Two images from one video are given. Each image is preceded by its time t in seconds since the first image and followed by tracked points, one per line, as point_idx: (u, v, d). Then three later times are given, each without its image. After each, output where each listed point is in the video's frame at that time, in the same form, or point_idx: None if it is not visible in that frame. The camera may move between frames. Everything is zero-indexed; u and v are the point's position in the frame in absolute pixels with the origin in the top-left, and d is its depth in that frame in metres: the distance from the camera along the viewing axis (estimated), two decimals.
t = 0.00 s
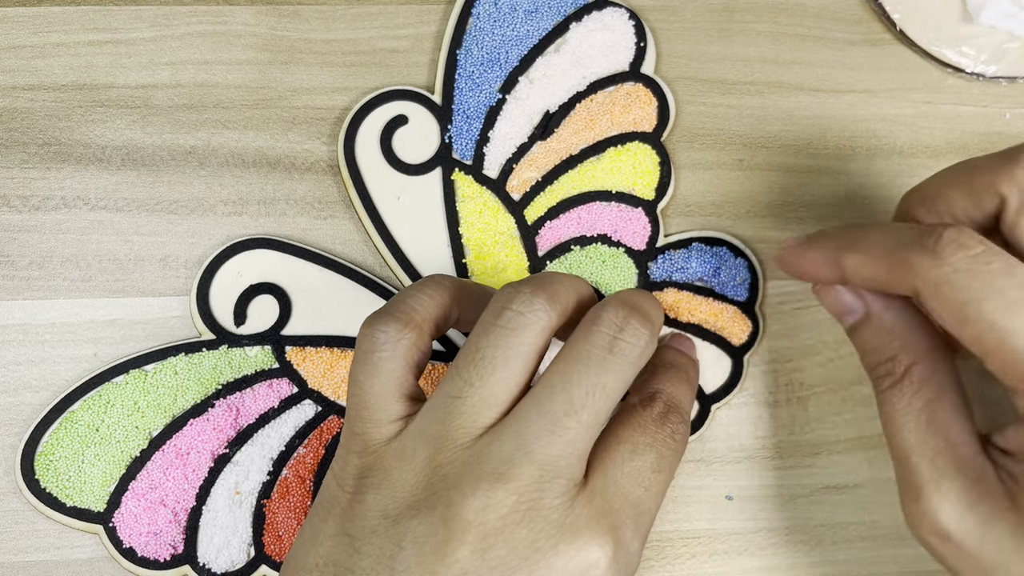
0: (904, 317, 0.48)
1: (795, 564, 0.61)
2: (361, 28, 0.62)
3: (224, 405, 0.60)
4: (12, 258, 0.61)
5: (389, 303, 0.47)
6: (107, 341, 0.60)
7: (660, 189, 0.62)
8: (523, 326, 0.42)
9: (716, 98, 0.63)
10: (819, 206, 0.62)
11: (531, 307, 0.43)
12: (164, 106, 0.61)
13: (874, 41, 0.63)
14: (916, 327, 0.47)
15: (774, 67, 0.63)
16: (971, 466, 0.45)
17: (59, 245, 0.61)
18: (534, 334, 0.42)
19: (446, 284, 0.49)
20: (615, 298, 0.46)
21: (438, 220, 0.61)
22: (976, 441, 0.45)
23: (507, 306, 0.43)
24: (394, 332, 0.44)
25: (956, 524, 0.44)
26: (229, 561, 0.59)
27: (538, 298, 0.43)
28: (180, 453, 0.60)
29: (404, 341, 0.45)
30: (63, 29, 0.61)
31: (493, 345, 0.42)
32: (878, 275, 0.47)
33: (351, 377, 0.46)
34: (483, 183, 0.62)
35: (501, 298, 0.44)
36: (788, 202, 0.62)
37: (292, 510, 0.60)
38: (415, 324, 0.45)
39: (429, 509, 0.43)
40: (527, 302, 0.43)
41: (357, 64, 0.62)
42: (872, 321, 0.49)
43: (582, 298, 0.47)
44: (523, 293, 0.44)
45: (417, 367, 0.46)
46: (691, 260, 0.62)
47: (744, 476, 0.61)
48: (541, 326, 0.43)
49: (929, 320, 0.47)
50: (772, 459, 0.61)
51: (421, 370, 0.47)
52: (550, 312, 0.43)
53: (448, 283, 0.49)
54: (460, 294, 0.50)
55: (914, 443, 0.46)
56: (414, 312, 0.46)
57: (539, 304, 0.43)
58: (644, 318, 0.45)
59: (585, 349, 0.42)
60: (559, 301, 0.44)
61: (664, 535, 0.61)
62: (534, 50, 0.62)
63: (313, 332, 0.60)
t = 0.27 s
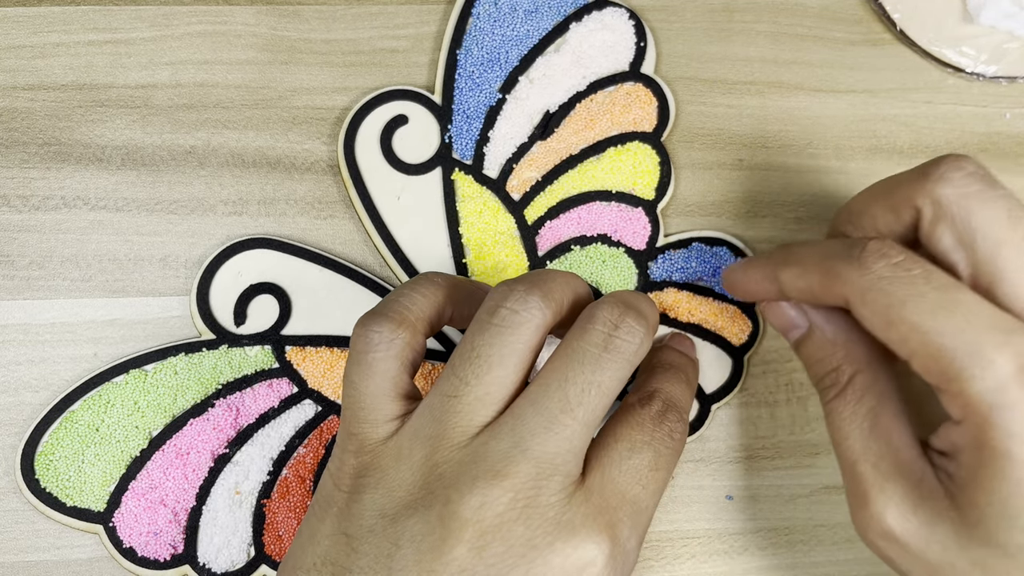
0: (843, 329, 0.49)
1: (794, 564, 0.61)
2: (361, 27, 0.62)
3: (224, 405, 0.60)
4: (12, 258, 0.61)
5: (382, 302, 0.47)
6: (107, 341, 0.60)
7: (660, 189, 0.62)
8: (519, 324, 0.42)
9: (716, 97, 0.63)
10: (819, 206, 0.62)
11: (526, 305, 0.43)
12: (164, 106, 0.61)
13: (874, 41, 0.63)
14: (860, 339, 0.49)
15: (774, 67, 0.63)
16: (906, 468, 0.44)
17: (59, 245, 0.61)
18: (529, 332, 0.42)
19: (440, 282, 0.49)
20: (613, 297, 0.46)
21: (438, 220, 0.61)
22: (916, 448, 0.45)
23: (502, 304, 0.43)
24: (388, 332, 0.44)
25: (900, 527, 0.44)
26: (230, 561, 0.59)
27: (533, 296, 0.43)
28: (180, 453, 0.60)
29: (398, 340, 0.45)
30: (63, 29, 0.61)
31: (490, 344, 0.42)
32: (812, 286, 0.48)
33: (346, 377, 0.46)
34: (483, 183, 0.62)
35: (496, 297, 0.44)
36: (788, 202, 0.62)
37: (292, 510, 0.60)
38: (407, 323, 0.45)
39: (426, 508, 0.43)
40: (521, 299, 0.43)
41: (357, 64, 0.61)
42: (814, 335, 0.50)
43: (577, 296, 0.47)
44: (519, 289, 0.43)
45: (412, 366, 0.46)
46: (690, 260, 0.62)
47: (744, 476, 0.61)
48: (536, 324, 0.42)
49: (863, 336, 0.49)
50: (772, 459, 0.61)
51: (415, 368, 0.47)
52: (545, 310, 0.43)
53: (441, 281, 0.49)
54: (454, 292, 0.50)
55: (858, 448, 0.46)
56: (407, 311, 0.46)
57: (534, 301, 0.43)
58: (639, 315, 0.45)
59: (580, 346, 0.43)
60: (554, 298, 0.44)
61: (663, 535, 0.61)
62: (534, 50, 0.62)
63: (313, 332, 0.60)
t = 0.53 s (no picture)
0: (838, 307, 0.50)
1: (794, 564, 0.61)
2: (361, 27, 0.62)
3: (224, 405, 0.60)
4: (12, 258, 0.61)
5: (375, 302, 0.47)
6: (107, 341, 0.60)
7: (660, 189, 0.62)
8: (515, 323, 0.42)
9: (716, 98, 0.63)
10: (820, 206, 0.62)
11: (522, 304, 0.43)
12: (164, 106, 0.61)
13: (874, 41, 0.63)
14: (852, 316, 0.49)
15: (774, 67, 0.63)
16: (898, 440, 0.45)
17: (59, 245, 0.61)
18: (525, 331, 0.42)
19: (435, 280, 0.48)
20: (612, 297, 0.46)
21: (438, 220, 0.61)
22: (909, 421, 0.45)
23: (499, 304, 0.43)
24: (381, 332, 0.44)
25: (895, 500, 0.44)
26: (230, 561, 0.59)
27: (530, 295, 0.43)
28: (181, 453, 0.60)
29: (393, 340, 0.45)
30: (63, 29, 0.61)
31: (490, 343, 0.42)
32: (802, 266, 0.48)
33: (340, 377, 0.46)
34: (483, 183, 0.62)
35: (492, 296, 0.44)
36: (788, 202, 0.62)
37: (292, 510, 0.60)
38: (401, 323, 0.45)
39: (423, 505, 0.43)
40: (518, 299, 0.43)
41: (357, 64, 0.61)
42: (809, 314, 0.51)
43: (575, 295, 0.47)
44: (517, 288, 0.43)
45: (406, 365, 0.46)
46: (690, 260, 0.62)
47: (744, 476, 0.61)
48: (532, 323, 0.42)
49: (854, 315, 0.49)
50: (772, 459, 0.61)
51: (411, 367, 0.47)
52: (541, 310, 0.43)
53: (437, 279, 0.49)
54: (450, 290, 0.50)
55: (853, 423, 0.47)
56: (401, 311, 0.46)
57: (531, 300, 0.43)
58: (635, 315, 0.45)
59: (577, 345, 0.43)
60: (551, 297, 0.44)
61: (663, 535, 0.61)
62: (534, 50, 0.62)
63: (313, 332, 0.60)
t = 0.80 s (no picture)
0: (840, 369, 0.53)
1: (795, 564, 0.61)
2: (361, 28, 0.62)
3: (224, 405, 0.60)
4: (12, 258, 0.60)
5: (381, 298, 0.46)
6: (107, 341, 0.60)
7: (660, 189, 0.62)
8: (529, 327, 0.42)
9: (716, 98, 0.63)
10: (820, 206, 0.63)
11: (538, 308, 0.43)
12: (164, 106, 0.61)
13: (874, 41, 0.63)
14: (854, 379, 0.52)
15: (774, 67, 0.63)
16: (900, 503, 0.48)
17: (59, 245, 0.61)
18: (540, 334, 0.42)
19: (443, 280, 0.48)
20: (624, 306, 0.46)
21: (438, 220, 0.61)
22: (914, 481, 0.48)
23: (515, 306, 0.43)
24: (387, 330, 0.44)
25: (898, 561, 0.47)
26: (230, 561, 0.59)
27: (546, 299, 0.43)
28: (181, 453, 0.60)
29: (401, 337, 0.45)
30: (63, 29, 0.61)
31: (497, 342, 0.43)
32: (806, 329, 0.51)
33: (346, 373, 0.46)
34: (483, 183, 0.62)
35: (507, 298, 0.44)
36: (788, 202, 0.62)
37: (292, 510, 0.60)
38: (408, 320, 0.45)
39: (426, 502, 0.43)
40: (534, 303, 0.43)
41: (357, 64, 0.62)
42: (813, 374, 0.54)
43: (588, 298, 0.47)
44: (536, 291, 0.44)
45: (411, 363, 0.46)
46: (691, 260, 0.62)
47: (744, 476, 0.61)
48: (547, 327, 0.43)
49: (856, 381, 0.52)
50: (773, 459, 0.61)
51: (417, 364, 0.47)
52: (557, 314, 0.43)
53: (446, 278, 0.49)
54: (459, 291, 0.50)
55: (857, 484, 0.50)
56: (406, 308, 0.46)
57: (547, 304, 0.43)
58: (649, 325, 0.45)
59: (590, 351, 0.43)
60: (567, 302, 0.44)
61: (664, 535, 0.61)
62: (534, 50, 0.62)
63: (313, 332, 0.60)
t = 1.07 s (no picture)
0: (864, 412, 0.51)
1: (795, 564, 0.61)
2: (361, 28, 0.62)
3: (224, 405, 0.60)
4: (12, 258, 0.60)
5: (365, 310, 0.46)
6: (107, 342, 0.60)
7: (660, 189, 0.62)
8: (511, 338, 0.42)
9: (716, 98, 0.63)
10: (820, 206, 0.63)
11: (520, 318, 0.43)
12: (164, 106, 0.61)
13: (875, 41, 0.63)
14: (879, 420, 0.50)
15: (775, 67, 0.63)
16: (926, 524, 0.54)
17: (59, 245, 0.61)
18: (522, 346, 0.42)
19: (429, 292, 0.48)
20: (610, 308, 0.46)
21: (438, 220, 0.61)
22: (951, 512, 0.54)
23: (493, 318, 0.43)
24: (371, 344, 0.44)
25: None
26: (230, 561, 0.59)
27: (528, 308, 0.43)
28: (181, 453, 0.60)
29: (385, 352, 0.44)
30: (63, 29, 0.61)
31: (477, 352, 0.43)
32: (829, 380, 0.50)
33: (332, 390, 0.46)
34: (483, 183, 0.62)
35: (488, 309, 0.44)
36: (788, 202, 0.62)
37: (292, 510, 0.59)
38: (391, 334, 0.45)
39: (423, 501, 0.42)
40: (515, 313, 0.43)
41: (357, 64, 0.62)
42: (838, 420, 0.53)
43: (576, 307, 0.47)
44: (513, 301, 0.44)
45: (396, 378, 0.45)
46: (690, 260, 0.62)
47: (744, 476, 0.61)
48: (528, 337, 0.43)
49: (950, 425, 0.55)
50: (773, 459, 0.61)
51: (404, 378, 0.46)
52: (538, 322, 0.43)
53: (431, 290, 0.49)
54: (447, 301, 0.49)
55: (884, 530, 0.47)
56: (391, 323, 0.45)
57: (526, 315, 0.43)
58: (632, 326, 0.44)
59: (571, 361, 0.43)
60: (549, 311, 0.44)
61: (663, 535, 0.61)
62: (534, 50, 0.62)
63: (313, 332, 0.60)
